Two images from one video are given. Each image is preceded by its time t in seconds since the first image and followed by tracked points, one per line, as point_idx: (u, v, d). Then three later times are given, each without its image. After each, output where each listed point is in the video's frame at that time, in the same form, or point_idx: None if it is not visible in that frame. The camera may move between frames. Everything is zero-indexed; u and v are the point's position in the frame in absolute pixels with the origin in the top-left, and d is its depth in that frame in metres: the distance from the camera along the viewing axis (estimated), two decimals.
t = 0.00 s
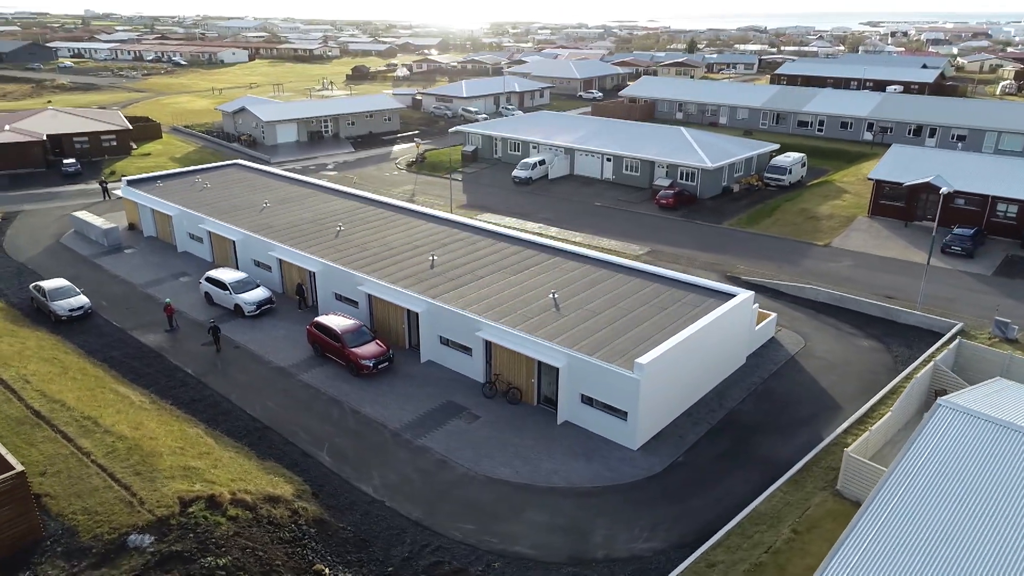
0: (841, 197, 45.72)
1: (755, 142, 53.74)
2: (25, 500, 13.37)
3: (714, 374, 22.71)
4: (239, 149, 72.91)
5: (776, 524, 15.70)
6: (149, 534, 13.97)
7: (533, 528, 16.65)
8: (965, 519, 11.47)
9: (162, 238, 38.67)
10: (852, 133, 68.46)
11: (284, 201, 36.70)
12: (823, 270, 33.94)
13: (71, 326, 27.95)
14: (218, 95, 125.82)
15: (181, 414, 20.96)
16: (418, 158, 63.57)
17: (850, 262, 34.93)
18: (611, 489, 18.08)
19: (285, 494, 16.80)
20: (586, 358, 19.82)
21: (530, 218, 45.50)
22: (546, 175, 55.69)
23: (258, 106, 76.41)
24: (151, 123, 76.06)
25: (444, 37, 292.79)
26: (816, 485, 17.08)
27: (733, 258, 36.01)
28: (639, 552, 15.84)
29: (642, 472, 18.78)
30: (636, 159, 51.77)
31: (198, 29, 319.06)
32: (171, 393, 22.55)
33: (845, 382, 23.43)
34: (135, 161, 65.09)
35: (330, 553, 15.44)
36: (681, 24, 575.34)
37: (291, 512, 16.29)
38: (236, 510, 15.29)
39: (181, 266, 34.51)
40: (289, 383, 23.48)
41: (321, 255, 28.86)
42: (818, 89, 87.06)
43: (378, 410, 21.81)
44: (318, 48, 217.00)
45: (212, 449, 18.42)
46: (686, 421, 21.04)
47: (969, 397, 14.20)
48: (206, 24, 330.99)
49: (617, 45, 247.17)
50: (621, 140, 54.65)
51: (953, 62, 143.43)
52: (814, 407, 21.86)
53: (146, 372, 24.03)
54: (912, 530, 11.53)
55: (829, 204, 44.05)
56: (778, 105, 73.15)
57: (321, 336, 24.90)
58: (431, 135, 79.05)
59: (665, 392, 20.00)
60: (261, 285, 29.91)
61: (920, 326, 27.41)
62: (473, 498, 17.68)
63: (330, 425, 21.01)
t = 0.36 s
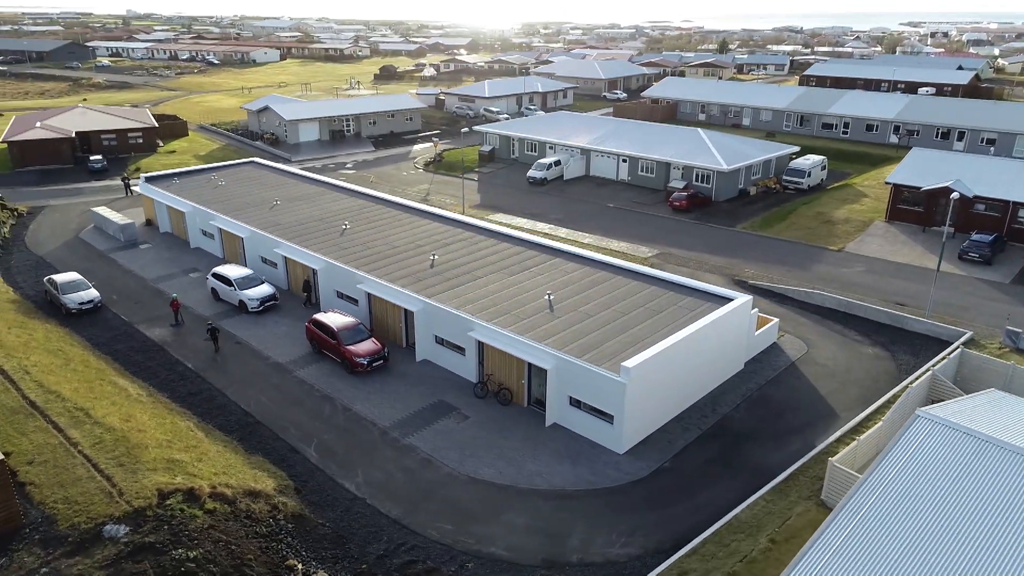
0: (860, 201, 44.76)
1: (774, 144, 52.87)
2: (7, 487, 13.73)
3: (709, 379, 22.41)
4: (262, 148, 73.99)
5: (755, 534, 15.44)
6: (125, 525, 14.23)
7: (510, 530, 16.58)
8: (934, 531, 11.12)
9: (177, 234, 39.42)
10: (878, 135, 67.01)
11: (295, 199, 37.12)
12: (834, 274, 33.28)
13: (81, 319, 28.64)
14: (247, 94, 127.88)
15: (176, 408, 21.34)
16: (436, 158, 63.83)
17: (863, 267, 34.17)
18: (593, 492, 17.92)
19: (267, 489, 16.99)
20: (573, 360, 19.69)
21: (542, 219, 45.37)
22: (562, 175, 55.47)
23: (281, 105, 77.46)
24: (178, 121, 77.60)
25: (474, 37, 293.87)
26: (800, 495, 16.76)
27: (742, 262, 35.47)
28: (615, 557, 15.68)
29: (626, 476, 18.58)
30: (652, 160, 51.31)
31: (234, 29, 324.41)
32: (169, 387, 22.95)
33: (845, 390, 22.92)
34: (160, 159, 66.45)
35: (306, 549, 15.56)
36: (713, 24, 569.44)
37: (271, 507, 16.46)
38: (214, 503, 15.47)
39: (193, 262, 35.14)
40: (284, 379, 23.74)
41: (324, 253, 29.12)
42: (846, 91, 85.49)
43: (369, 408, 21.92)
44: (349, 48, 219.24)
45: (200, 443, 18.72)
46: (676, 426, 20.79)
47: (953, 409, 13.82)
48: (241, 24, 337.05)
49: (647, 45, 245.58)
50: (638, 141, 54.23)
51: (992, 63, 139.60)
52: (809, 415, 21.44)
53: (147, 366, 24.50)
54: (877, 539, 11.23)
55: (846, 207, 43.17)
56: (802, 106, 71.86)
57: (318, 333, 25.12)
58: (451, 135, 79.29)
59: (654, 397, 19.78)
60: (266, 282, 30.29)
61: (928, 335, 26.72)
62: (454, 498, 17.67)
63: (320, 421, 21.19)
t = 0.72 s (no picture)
0: (870, 204, 44.05)
1: (785, 146, 52.18)
2: None
3: (696, 383, 22.21)
4: (277, 147, 74.75)
5: (725, 540, 15.28)
6: (95, 518, 14.43)
7: (482, 531, 16.55)
8: (888, 540, 10.94)
9: (182, 231, 39.95)
10: (894, 138, 65.92)
11: (297, 198, 37.43)
12: (836, 278, 32.79)
13: (82, 314, 29.14)
14: (267, 93, 129.34)
15: (164, 403, 21.62)
16: (446, 158, 63.99)
17: (866, 270, 33.59)
18: (568, 495, 17.84)
19: (242, 485, 17.14)
20: (554, 362, 19.62)
21: (546, 219, 45.24)
22: (570, 176, 55.28)
23: (296, 104, 78.18)
24: (195, 120, 78.70)
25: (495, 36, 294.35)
26: (776, 502, 16.54)
27: (744, 265, 35.08)
28: (584, 561, 15.59)
29: (604, 479, 18.47)
30: (659, 161, 50.92)
31: (259, 29, 328.45)
32: (160, 383, 23.27)
33: (836, 396, 22.56)
34: (175, 157, 67.43)
35: (276, 545, 15.65)
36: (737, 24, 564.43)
37: (244, 503, 16.61)
38: (186, 498, 15.63)
39: (196, 259, 35.59)
40: (273, 376, 23.93)
41: (319, 251, 29.31)
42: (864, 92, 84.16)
43: (353, 406, 22.03)
44: (370, 48, 220.65)
45: (182, 438, 18.95)
46: (659, 430, 20.62)
47: (925, 419, 13.57)
48: (266, 24, 341.25)
49: (669, 45, 243.88)
50: (646, 142, 53.87)
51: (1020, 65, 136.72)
52: (796, 421, 21.15)
53: (141, 361, 24.86)
54: (831, 548, 11.08)
55: (855, 211, 42.50)
56: (818, 108, 70.89)
57: (308, 331, 25.29)
58: (464, 134, 79.44)
59: (634, 400, 19.64)
60: (263, 280, 30.56)
61: (928, 341, 26.21)
62: (428, 498, 17.69)
63: (304, 419, 21.34)
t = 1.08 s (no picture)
0: (876, 207, 43.34)
1: (793, 148, 51.48)
2: None
3: (678, 386, 22.01)
4: (288, 146, 75.41)
5: (689, 546, 15.11)
6: (60, 511, 14.63)
7: (448, 531, 16.53)
8: (833, 552, 10.72)
9: (185, 229, 40.43)
10: (909, 140, 64.82)
11: (297, 197, 37.68)
12: (835, 281, 32.29)
13: (79, 309, 29.60)
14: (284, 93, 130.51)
15: (148, 398, 21.88)
16: (454, 157, 64.08)
17: (866, 274, 33.04)
18: (539, 497, 17.75)
19: (213, 481, 17.29)
20: (530, 363, 19.55)
21: (547, 220, 45.10)
22: (575, 177, 55.02)
23: (308, 104, 78.78)
24: (209, 119, 79.66)
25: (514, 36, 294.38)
26: (745, 509, 16.33)
27: (742, 267, 34.67)
28: (547, 564, 15.51)
29: (576, 482, 18.36)
30: (664, 162, 50.50)
31: (281, 29, 330.72)
32: (147, 378, 23.55)
33: (821, 402, 22.21)
34: (188, 156, 68.29)
35: (241, 541, 15.76)
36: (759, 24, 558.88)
37: (214, 498, 16.75)
38: (154, 493, 15.78)
39: (195, 257, 36.00)
40: (258, 374, 24.11)
41: (312, 250, 29.48)
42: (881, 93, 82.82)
43: (334, 405, 22.13)
44: (390, 48, 221.63)
45: (160, 433, 19.16)
46: (638, 433, 20.47)
47: (886, 430, 13.31)
48: (288, 24, 344.58)
49: (688, 45, 242.12)
50: (652, 143, 53.50)
51: None
52: (778, 427, 20.86)
53: (131, 356, 25.19)
54: (775, 558, 10.88)
55: (860, 214, 41.83)
56: (831, 109, 69.91)
57: (295, 330, 25.46)
58: (474, 134, 79.48)
59: (610, 403, 19.51)
60: (257, 277, 30.80)
61: (922, 347, 25.69)
62: (398, 497, 17.70)
63: (284, 416, 21.47)
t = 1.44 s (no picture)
0: (893, 212, 42.38)
1: (810, 150, 50.54)
2: None
3: (668, 390, 21.76)
4: (308, 144, 76.22)
5: (659, 554, 14.92)
6: (39, 500, 14.92)
7: (422, 530, 16.52)
8: (784, 562, 10.45)
9: (197, 225, 41.07)
10: (934, 143, 63.32)
11: (305, 195, 38.07)
12: (842, 286, 31.65)
13: (87, 303, 30.24)
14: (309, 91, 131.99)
15: (142, 391, 22.27)
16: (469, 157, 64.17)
17: (876, 279, 32.32)
18: (517, 499, 17.68)
19: (195, 475, 17.51)
20: (514, 365, 19.48)
21: (556, 220, 44.91)
22: (588, 177, 54.71)
23: (328, 102, 79.54)
24: (232, 117, 80.90)
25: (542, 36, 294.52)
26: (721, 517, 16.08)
27: (748, 270, 34.15)
28: (516, 567, 15.44)
29: (556, 485, 18.23)
30: (677, 163, 49.88)
31: (312, 29, 335.42)
32: (144, 372, 23.97)
33: (815, 410, 21.75)
34: (209, 153, 69.43)
35: (216, 535, 15.93)
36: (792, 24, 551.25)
37: (194, 492, 16.96)
38: (133, 485, 16.04)
39: (204, 253, 36.54)
40: (253, 370, 24.38)
41: (313, 248, 29.74)
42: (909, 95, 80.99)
43: (323, 402, 22.30)
44: (417, 47, 222.79)
45: (148, 426, 19.46)
46: (623, 437, 20.27)
47: (857, 441, 12.98)
48: (319, 23, 348.73)
49: (717, 45, 239.50)
50: (666, 144, 52.96)
51: None
52: (767, 435, 20.49)
53: (131, 350, 25.66)
54: (725, 567, 10.64)
55: (875, 218, 40.94)
56: (854, 111, 68.57)
57: (291, 326, 25.72)
58: (492, 134, 79.50)
59: (593, 406, 19.35)
60: (260, 274, 31.15)
61: (925, 356, 24.98)
62: (376, 496, 17.75)
63: (273, 412, 21.68)
